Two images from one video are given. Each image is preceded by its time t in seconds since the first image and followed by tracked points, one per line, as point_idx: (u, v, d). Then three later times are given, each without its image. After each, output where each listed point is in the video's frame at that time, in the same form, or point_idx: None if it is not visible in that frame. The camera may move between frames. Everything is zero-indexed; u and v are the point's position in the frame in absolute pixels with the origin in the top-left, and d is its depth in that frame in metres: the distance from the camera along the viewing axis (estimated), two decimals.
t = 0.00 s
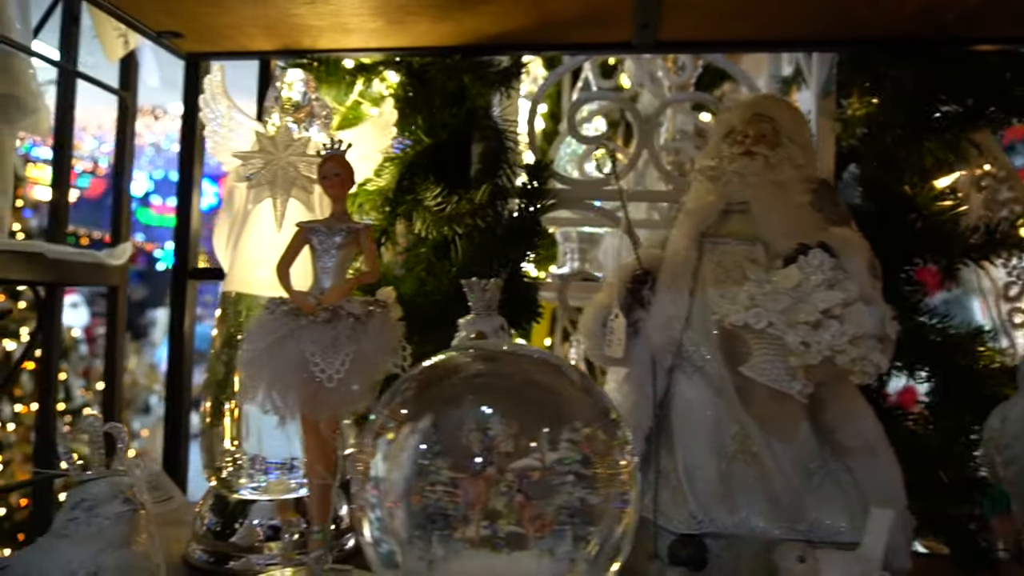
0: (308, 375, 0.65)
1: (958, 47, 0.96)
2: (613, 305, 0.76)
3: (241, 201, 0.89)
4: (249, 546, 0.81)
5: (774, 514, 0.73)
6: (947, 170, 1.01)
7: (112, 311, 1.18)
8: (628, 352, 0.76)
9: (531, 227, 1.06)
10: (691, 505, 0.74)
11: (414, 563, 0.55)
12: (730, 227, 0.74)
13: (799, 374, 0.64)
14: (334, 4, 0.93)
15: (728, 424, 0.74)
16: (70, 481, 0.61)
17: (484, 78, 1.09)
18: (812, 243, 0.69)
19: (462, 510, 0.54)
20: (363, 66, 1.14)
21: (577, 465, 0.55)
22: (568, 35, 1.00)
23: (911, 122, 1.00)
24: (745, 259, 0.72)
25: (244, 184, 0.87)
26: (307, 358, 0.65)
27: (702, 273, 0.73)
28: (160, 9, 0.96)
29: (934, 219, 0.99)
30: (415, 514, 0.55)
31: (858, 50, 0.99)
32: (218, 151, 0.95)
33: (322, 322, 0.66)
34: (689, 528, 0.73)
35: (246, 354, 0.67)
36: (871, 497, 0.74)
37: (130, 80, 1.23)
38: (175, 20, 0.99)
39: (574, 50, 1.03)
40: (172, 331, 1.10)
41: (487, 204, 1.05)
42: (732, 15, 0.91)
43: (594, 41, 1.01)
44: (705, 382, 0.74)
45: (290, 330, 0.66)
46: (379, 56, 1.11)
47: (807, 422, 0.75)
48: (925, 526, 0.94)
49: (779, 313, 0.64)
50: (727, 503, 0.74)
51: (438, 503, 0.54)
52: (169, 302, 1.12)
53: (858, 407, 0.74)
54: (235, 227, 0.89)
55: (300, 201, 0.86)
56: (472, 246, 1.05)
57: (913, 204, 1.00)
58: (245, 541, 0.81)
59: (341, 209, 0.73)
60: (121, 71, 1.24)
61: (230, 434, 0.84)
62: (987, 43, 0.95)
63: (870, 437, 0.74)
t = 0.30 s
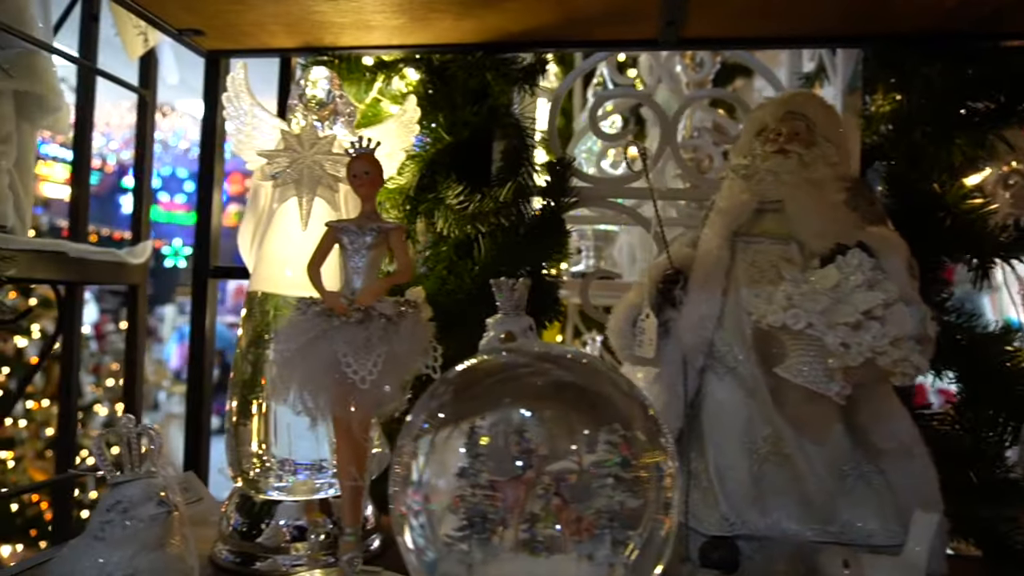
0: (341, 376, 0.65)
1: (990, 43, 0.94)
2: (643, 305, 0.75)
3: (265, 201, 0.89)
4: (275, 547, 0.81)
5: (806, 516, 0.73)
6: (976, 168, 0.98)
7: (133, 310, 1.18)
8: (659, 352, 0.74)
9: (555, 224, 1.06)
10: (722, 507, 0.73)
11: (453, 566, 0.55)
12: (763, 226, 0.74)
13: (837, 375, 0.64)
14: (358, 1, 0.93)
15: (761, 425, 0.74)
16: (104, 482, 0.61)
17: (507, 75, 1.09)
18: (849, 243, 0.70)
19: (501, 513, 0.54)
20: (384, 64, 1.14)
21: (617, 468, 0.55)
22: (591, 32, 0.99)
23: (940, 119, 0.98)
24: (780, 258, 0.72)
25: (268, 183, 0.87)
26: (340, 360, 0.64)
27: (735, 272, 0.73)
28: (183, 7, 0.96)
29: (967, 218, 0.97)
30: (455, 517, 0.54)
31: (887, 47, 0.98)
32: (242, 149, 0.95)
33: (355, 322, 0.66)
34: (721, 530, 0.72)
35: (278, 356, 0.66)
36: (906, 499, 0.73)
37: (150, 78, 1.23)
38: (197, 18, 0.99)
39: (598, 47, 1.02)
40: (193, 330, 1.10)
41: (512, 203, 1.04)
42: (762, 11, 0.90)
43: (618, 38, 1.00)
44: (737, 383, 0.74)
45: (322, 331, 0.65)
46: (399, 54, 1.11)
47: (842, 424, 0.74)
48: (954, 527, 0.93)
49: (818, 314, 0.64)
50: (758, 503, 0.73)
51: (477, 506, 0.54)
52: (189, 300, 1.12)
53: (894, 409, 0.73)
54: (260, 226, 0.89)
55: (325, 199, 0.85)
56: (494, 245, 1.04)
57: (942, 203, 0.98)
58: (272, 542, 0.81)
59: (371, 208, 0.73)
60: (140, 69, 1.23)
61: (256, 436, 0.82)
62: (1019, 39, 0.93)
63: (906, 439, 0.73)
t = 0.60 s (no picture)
0: (371, 374, 0.64)
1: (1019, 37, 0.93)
2: (672, 302, 0.75)
3: (288, 198, 0.88)
4: (299, 545, 0.81)
5: (836, 515, 0.72)
6: (1004, 164, 0.97)
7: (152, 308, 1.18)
8: (686, 351, 0.74)
9: (576, 222, 1.05)
10: (752, 506, 0.72)
11: (488, 565, 0.54)
12: (794, 222, 0.74)
13: (873, 373, 0.65)
14: None
15: (790, 424, 0.73)
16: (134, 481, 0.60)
17: (527, 70, 1.08)
18: (883, 239, 0.69)
19: (536, 512, 0.53)
20: (402, 60, 1.14)
21: (653, 467, 0.54)
22: (614, 27, 0.99)
23: (968, 113, 0.97)
24: (811, 255, 0.71)
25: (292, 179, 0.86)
26: (369, 358, 0.64)
27: (765, 270, 0.73)
28: (204, 4, 0.95)
29: (995, 214, 0.95)
30: (490, 516, 0.54)
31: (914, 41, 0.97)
32: (263, 145, 0.95)
33: (384, 321, 0.65)
34: (750, 529, 0.72)
35: (307, 354, 0.66)
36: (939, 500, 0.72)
37: (167, 75, 1.22)
38: (218, 15, 0.98)
39: (620, 43, 1.02)
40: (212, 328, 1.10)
41: (535, 199, 1.05)
42: (788, 6, 0.90)
43: (640, 32, 1.00)
44: (767, 381, 0.73)
45: (351, 329, 0.64)
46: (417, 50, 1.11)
47: (873, 423, 0.73)
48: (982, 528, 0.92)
49: (854, 312, 0.64)
50: (788, 503, 0.73)
51: (512, 506, 0.53)
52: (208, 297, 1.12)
53: (926, 408, 0.72)
54: (283, 223, 0.89)
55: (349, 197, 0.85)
56: (516, 242, 1.03)
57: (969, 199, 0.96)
58: (295, 540, 0.81)
59: (397, 205, 0.72)
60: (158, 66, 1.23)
61: (281, 435, 0.82)
62: None
63: (940, 440, 0.72)
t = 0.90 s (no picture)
0: (402, 373, 0.64)
1: None
2: (701, 301, 0.76)
3: (312, 195, 0.88)
4: (325, 544, 0.81)
5: (867, 515, 0.71)
6: None
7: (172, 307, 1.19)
8: (717, 349, 0.75)
9: (598, 216, 1.04)
10: (782, 506, 0.72)
11: (526, 564, 0.54)
12: (826, 220, 0.73)
13: (908, 373, 0.66)
14: None
15: (821, 423, 0.72)
16: (167, 479, 0.60)
17: (549, 68, 1.08)
18: (920, 238, 0.69)
19: (574, 512, 0.53)
20: (420, 56, 1.12)
21: (692, 467, 0.54)
22: (638, 23, 0.98)
23: (997, 109, 0.96)
24: (845, 253, 0.71)
25: (316, 177, 0.86)
26: (401, 357, 0.63)
27: (797, 268, 0.72)
28: (227, 2, 0.95)
29: (1020, 211, 0.95)
30: (528, 516, 0.54)
31: (941, 37, 0.96)
32: (286, 142, 0.94)
33: (415, 319, 0.65)
34: (781, 530, 0.71)
35: (337, 353, 0.65)
36: (972, 500, 0.71)
37: (187, 73, 1.22)
38: (241, 13, 0.98)
39: (643, 39, 1.01)
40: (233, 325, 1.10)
41: (558, 197, 1.05)
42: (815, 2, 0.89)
43: (664, 29, 0.99)
44: (797, 380, 0.72)
45: (383, 328, 0.64)
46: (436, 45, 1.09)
47: (905, 422, 0.72)
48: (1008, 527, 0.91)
49: (891, 310, 0.65)
50: (818, 502, 0.72)
51: (550, 505, 0.53)
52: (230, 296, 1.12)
53: (958, 408, 0.72)
54: (307, 220, 0.89)
55: (374, 195, 0.85)
56: (538, 239, 1.03)
57: (995, 197, 0.96)
58: (321, 538, 0.81)
59: (425, 203, 0.72)
60: (177, 64, 1.23)
61: (310, 434, 0.83)
62: None
63: (973, 438, 0.71)
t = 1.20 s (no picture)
0: (441, 366, 0.63)
1: None
2: (736, 295, 0.75)
3: (342, 189, 0.88)
4: (355, 539, 0.80)
5: (904, 512, 0.71)
6: None
7: (194, 303, 1.18)
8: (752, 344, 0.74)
9: (623, 211, 1.02)
10: (819, 501, 0.72)
11: (572, 559, 0.54)
12: (865, 214, 0.73)
13: (952, 368, 0.67)
14: None
15: (859, 418, 0.72)
16: (208, 474, 0.60)
17: (576, 62, 1.09)
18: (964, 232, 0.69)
19: (620, 506, 0.53)
20: (444, 51, 1.12)
21: (739, 462, 0.53)
22: (667, 17, 0.97)
23: None
24: (885, 247, 0.72)
25: (346, 171, 0.86)
26: (439, 351, 0.63)
27: (835, 262, 0.73)
28: None
29: None
30: (574, 511, 0.53)
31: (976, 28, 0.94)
32: (315, 137, 0.94)
33: (454, 313, 0.64)
34: (819, 525, 0.71)
35: (375, 347, 0.65)
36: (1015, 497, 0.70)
37: (210, 69, 1.22)
38: (267, 7, 0.98)
39: (671, 33, 1.00)
40: (257, 321, 1.10)
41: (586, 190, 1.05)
42: None
43: (693, 22, 0.98)
44: (834, 375, 0.72)
45: (422, 321, 0.64)
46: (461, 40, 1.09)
47: (945, 418, 0.72)
48: None
49: (939, 304, 0.66)
50: (854, 498, 0.72)
51: (596, 499, 0.53)
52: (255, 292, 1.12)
53: (999, 403, 0.71)
54: (337, 215, 0.89)
55: (405, 189, 0.85)
56: (565, 234, 1.02)
57: None
58: (352, 533, 0.80)
59: (459, 196, 0.71)
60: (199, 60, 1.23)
61: (344, 428, 0.84)
62: None
63: (1016, 434, 0.70)
